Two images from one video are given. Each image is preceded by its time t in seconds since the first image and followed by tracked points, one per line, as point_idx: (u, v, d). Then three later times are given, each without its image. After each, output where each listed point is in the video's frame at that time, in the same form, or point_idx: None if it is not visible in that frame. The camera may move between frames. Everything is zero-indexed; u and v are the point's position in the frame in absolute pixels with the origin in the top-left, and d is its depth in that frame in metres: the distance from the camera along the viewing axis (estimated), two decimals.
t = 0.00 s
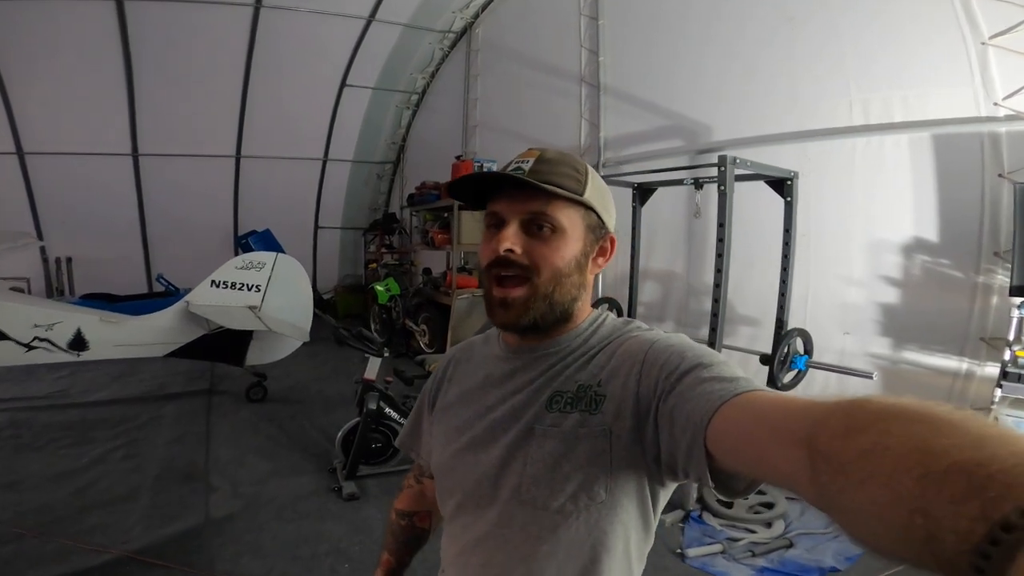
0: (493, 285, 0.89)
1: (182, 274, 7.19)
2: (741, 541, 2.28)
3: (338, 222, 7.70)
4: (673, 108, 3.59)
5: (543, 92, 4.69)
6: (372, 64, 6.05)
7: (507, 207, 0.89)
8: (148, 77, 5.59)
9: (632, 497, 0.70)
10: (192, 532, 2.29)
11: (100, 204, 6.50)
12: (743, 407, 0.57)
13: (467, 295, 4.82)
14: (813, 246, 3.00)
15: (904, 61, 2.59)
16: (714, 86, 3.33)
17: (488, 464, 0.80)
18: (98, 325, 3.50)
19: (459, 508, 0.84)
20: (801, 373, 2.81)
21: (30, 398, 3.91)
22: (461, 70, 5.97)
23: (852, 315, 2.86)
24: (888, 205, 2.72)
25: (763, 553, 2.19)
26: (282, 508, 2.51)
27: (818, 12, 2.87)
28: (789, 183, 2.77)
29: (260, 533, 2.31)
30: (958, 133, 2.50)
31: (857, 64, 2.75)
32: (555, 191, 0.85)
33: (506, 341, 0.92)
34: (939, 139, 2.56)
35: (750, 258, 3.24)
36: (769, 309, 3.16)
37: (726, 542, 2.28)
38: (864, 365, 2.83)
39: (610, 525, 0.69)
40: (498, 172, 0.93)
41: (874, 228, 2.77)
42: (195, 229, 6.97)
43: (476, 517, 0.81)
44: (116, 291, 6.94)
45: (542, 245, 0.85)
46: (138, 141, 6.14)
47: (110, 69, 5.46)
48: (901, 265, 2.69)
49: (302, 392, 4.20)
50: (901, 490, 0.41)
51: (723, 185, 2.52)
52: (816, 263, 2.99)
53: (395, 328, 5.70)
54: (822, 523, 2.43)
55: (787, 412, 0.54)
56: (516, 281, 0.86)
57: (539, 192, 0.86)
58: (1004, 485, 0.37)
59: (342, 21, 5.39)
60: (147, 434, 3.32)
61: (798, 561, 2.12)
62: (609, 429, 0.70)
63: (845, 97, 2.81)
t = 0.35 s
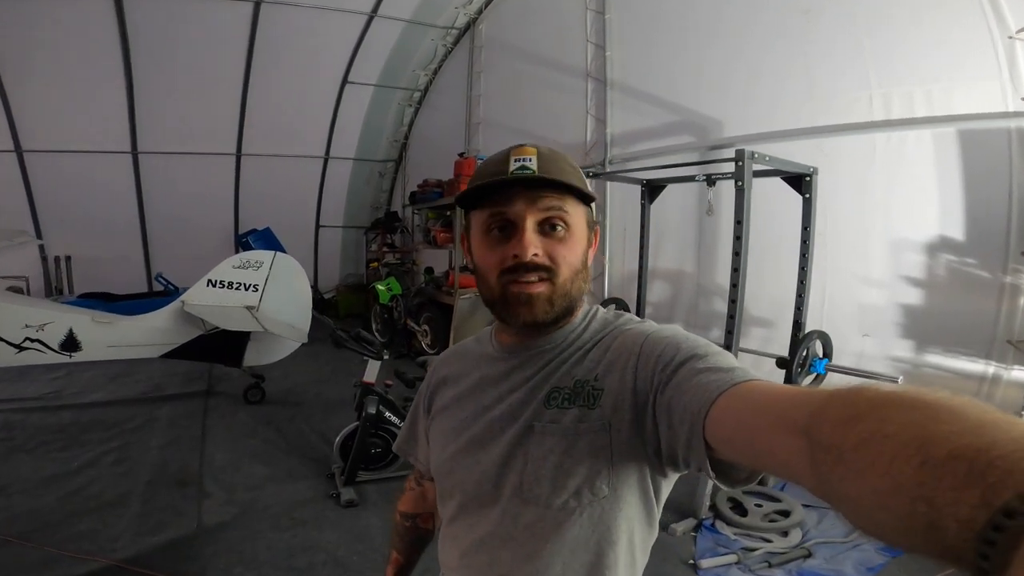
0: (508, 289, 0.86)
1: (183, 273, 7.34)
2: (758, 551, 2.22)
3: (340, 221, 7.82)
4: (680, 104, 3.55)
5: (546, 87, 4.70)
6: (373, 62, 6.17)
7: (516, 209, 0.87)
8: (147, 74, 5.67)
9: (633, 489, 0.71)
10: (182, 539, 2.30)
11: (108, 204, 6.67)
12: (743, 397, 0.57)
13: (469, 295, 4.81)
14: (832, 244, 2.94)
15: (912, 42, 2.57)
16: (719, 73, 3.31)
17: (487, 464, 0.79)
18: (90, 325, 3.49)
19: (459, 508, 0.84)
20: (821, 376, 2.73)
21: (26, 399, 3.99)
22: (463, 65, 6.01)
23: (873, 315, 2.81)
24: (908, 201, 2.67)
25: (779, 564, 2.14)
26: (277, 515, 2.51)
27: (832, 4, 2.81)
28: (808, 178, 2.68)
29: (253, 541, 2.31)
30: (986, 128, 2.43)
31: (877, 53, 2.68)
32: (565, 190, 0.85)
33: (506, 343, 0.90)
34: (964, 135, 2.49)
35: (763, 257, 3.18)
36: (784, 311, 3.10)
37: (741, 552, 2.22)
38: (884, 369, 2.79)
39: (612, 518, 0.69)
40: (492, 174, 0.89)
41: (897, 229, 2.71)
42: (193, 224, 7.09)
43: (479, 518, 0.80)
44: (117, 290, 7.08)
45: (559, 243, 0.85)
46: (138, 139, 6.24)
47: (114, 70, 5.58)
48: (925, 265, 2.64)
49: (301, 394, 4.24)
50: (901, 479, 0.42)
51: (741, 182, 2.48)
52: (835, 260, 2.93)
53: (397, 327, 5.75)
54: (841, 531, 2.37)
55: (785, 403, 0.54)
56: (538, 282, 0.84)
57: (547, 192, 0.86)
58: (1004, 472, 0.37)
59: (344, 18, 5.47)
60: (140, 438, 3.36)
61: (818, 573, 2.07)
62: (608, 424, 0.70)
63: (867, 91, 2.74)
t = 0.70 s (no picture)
0: (504, 291, 0.85)
1: (185, 272, 7.41)
2: (763, 555, 2.20)
3: (342, 220, 7.86)
4: (684, 103, 3.54)
5: (548, 86, 4.69)
6: (376, 61, 6.19)
7: (512, 211, 0.87)
8: (149, 73, 5.70)
9: (636, 491, 0.70)
10: (180, 542, 2.31)
11: (112, 203, 6.73)
12: (741, 398, 0.56)
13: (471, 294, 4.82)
14: (840, 244, 2.91)
15: (919, 38, 2.55)
16: (723, 72, 3.30)
17: (488, 470, 0.78)
18: (90, 325, 3.52)
19: (459, 514, 0.83)
20: (828, 379, 2.70)
21: (28, 399, 4.03)
22: (465, 63, 6.01)
23: (880, 316, 2.78)
24: (918, 200, 2.64)
25: (784, 568, 2.12)
26: (276, 517, 2.52)
27: None
28: (816, 178, 2.66)
29: (251, 543, 2.31)
30: (998, 126, 2.40)
31: (886, 51, 2.65)
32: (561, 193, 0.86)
33: (505, 346, 0.90)
34: (976, 132, 2.46)
35: (769, 256, 3.16)
36: (790, 313, 3.08)
37: (745, 557, 2.20)
38: (892, 370, 2.76)
39: (615, 522, 0.69)
40: (488, 177, 0.89)
41: (906, 229, 2.68)
42: (195, 223, 7.14)
43: (480, 524, 0.79)
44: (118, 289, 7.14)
45: (555, 245, 0.85)
46: (141, 138, 6.29)
47: (117, 69, 5.62)
48: (934, 265, 2.61)
49: (302, 394, 4.26)
50: (901, 480, 0.41)
51: (747, 181, 2.46)
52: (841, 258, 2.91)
53: (398, 327, 5.76)
54: (847, 535, 2.35)
55: (781, 403, 0.54)
56: (534, 284, 0.84)
57: (543, 195, 0.87)
58: (1002, 471, 0.37)
59: (345, 16, 5.49)
60: (138, 438, 3.38)
61: None
62: (608, 427, 0.69)
63: (875, 90, 2.71)
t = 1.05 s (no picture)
0: (501, 299, 0.85)
1: (190, 270, 7.45)
2: (762, 558, 2.20)
3: (347, 219, 7.89)
4: (691, 103, 3.52)
5: (553, 86, 4.68)
6: (381, 60, 6.19)
7: (509, 218, 0.87)
8: (154, 70, 5.71)
9: (630, 497, 0.70)
10: (180, 541, 2.32)
11: (117, 201, 6.77)
12: (732, 404, 0.57)
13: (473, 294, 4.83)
14: (846, 247, 2.90)
15: (927, 40, 2.53)
16: (728, 73, 3.28)
17: (482, 474, 0.79)
18: (95, 324, 3.51)
19: (454, 518, 0.83)
20: (832, 382, 2.69)
21: (33, 396, 4.06)
22: (469, 62, 6.01)
23: (886, 320, 2.77)
24: (925, 203, 2.62)
25: (785, 571, 2.12)
26: (277, 515, 2.54)
27: None
28: (821, 180, 2.65)
29: (251, 542, 2.32)
30: (1008, 128, 2.37)
31: (894, 53, 2.63)
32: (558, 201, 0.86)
33: (500, 352, 0.90)
34: (984, 134, 2.44)
35: (773, 257, 3.15)
36: (794, 316, 3.07)
37: (745, 559, 2.20)
38: (897, 374, 2.75)
39: (608, 528, 0.68)
40: (485, 184, 0.89)
41: (912, 232, 2.67)
42: (199, 220, 7.17)
43: (474, 529, 0.80)
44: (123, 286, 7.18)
45: (552, 253, 0.85)
46: (147, 137, 6.32)
47: (122, 67, 5.65)
48: (940, 269, 2.59)
49: (304, 393, 4.28)
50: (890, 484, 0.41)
51: (752, 182, 2.45)
52: (847, 261, 2.90)
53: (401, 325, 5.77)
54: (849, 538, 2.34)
55: (772, 409, 0.54)
56: (531, 292, 0.84)
57: (539, 202, 0.87)
58: (993, 472, 0.37)
59: (350, 15, 5.49)
60: (141, 436, 3.41)
61: None
62: (602, 432, 0.69)
63: (882, 91, 2.69)
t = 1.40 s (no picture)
0: (509, 295, 0.86)
1: (192, 268, 7.46)
2: (766, 558, 2.20)
3: (349, 218, 7.89)
4: (695, 103, 3.52)
5: (557, 85, 4.68)
6: (385, 59, 6.21)
7: (519, 214, 0.87)
8: (159, 69, 5.72)
9: (637, 496, 0.70)
10: (185, 539, 2.32)
11: (120, 199, 6.77)
12: (743, 403, 0.56)
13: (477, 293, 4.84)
14: (849, 248, 2.89)
15: (931, 41, 2.54)
16: (732, 73, 3.29)
17: (489, 470, 0.79)
18: (100, 320, 3.53)
19: (460, 515, 0.83)
20: (837, 381, 2.69)
21: (36, 393, 4.07)
22: (473, 61, 6.02)
23: (889, 321, 2.77)
24: (930, 203, 2.62)
25: (788, 571, 2.11)
26: (281, 514, 2.54)
27: None
28: (827, 180, 2.65)
29: (256, 540, 2.32)
30: (1012, 129, 2.37)
31: (899, 54, 2.63)
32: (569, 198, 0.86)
33: (508, 349, 0.90)
34: (990, 136, 2.44)
35: (777, 257, 3.15)
36: (796, 315, 3.07)
37: (749, 559, 2.20)
38: (901, 374, 2.74)
39: (615, 527, 0.68)
40: (496, 180, 0.90)
41: (917, 232, 2.66)
42: (202, 219, 7.18)
43: (479, 526, 0.80)
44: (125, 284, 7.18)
45: (560, 251, 0.85)
46: (152, 135, 6.33)
47: (127, 65, 5.65)
48: (945, 270, 2.59)
49: (307, 391, 4.29)
50: (905, 484, 0.41)
51: (757, 182, 2.44)
52: (851, 261, 2.90)
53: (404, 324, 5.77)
54: (852, 537, 2.34)
55: (785, 408, 0.54)
56: (537, 289, 0.84)
57: (550, 198, 0.87)
58: (1007, 473, 0.37)
59: (355, 13, 5.50)
60: (145, 434, 3.41)
61: None
62: (610, 429, 0.69)
63: (886, 91, 2.69)
